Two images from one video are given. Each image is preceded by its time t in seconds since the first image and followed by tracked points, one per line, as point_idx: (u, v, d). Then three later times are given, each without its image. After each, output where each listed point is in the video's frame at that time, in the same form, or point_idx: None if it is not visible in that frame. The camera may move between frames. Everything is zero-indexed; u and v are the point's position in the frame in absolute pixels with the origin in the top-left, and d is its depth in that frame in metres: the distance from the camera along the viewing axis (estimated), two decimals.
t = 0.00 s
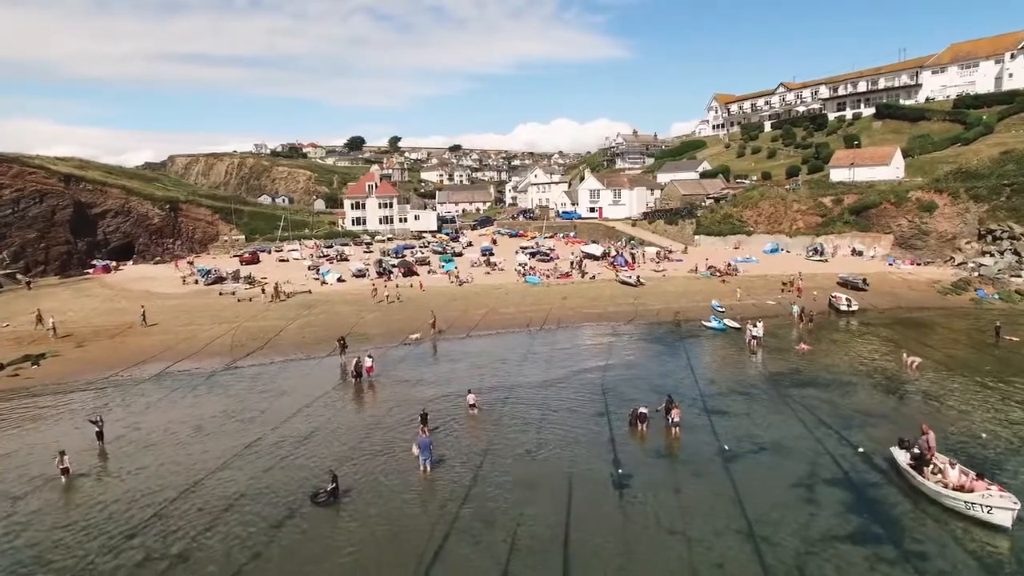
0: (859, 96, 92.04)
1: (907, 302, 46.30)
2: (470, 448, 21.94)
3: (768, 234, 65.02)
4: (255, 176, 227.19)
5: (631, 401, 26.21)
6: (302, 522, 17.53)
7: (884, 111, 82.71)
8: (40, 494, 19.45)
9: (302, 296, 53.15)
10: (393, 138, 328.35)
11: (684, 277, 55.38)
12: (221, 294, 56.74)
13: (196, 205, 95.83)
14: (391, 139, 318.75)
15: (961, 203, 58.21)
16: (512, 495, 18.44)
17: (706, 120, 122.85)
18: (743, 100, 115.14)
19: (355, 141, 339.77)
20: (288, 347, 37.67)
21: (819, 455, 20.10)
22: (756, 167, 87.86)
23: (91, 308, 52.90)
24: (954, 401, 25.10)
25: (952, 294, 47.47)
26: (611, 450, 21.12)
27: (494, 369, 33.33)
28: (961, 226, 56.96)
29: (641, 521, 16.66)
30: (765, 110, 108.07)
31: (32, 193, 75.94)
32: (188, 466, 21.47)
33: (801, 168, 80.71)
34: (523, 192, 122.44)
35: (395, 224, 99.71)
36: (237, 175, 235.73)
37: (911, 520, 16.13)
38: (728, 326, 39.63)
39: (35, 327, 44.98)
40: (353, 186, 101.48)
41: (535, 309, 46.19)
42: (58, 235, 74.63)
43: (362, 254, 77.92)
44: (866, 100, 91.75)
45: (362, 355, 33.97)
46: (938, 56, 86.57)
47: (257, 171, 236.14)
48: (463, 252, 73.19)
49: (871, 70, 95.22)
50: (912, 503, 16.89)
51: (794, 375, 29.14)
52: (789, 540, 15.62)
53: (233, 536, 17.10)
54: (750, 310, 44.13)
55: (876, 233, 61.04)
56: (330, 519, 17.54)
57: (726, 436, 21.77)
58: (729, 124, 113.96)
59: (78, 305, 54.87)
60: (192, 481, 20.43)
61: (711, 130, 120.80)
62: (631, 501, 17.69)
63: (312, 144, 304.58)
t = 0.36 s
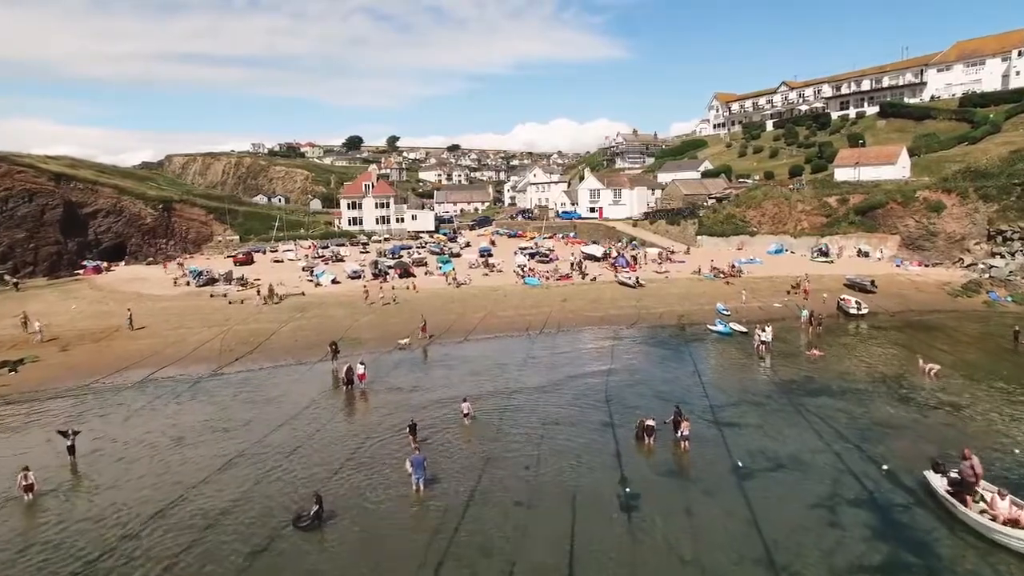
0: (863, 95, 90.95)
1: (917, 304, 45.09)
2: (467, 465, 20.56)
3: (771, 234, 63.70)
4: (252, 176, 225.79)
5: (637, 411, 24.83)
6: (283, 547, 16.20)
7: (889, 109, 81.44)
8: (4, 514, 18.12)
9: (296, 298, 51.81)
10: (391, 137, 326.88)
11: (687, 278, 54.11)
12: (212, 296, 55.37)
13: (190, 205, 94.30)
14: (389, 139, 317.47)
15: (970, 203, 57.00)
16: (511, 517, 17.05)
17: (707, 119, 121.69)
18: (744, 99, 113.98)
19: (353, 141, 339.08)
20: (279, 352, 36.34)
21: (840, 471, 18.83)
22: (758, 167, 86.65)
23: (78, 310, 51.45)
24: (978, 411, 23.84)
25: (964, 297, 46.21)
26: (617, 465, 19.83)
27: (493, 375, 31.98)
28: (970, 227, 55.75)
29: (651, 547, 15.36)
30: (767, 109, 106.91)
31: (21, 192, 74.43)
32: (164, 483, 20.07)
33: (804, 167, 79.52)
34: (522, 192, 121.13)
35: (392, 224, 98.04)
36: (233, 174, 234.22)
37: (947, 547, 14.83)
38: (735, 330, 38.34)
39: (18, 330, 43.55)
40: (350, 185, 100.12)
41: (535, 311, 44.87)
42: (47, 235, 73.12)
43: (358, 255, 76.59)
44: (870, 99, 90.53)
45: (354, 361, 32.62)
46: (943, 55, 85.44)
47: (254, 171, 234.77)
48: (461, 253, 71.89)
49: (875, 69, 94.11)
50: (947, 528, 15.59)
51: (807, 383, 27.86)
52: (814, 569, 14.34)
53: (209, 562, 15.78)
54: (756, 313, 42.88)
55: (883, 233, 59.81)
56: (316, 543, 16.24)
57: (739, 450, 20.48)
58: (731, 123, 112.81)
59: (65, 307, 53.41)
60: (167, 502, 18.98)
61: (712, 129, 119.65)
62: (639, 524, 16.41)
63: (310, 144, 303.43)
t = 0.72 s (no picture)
0: (867, 93, 89.65)
1: (928, 307, 43.75)
2: (461, 484, 19.18)
3: (775, 235, 62.42)
4: (250, 176, 224.53)
5: (642, 424, 23.45)
6: None
7: (895, 108, 80.04)
8: None
9: (289, 300, 50.49)
10: (390, 137, 325.50)
11: (690, 281, 52.80)
12: (203, 298, 53.98)
13: (183, 205, 92.72)
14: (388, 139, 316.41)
15: (979, 203, 55.65)
16: (509, 545, 15.70)
17: (708, 118, 120.42)
18: (746, 97, 112.67)
19: (353, 141, 338.55)
20: (268, 358, 34.93)
21: (864, 491, 17.50)
22: (761, 167, 85.31)
23: (64, 313, 49.95)
24: (1005, 423, 22.45)
25: (976, 300, 44.87)
26: (625, 485, 18.47)
27: (490, 382, 30.59)
28: (980, 227, 54.41)
29: None
30: (770, 108, 105.55)
31: (10, 193, 72.97)
32: (134, 508, 18.67)
33: (808, 167, 78.16)
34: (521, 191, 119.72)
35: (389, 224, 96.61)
36: (231, 174, 232.78)
37: None
38: (742, 335, 36.94)
39: None
40: (347, 185, 98.65)
41: (534, 315, 43.47)
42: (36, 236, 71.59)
43: (354, 256, 75.16)
44: (875, 97, 89.24)
45: (346, 368, 31.21)
46: (949, 52, 84.07)
47: (251, 172, 233.62)
48: (459, 254, 70.57)
49: (879, 67, 92.79)
50: (989, 562, 14.20)
51: (822, 392, 26.46)
52: None
53: None
54: (763, 317, 41.51)
55: (890, 234, 58.46)
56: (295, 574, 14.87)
57: (754, 469, 19.10)
58: (732, 122, 111.56)
59: (52, 310, 51.93)
60: (135, 531, 17.59)
61: (713, 129, 118.36)
62: (651, 553, 15.04)
63: (308, 144, 302.25)
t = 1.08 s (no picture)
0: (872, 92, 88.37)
1: (941, 311, 42.40)
2: (453, 506, 17.82)
3: (780, 236, 61.16)
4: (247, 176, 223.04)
5: (648, 439, 22.02)
6: None
7: (901, 107, 78.66)
8: None
9: (282, 303, 49.08)
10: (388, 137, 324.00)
11: (694, 283, 51.36)
12: (193, 300, 52.49)
13: (177, 204, 91.04)
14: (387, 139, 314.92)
15: (990, 204, 54.31)
16: None
17: (710, 117, 119.10)
18: (748, 96, 111.41)
19: (351, 140, 337.09)
20: (256, 364, 33.55)
21: (892, 517, 16.11)
22: (764, 167, 84.03)
23: (49, 316, 48.48)
24: None
25: (990, 303, 43.49)
26: (631, 508, 17.10)
27: (487, 388, 29.20)
28: (991, 228, 53.06)
29: None
30: (772, 107, 104.25)
31: None
32: (99, 534, 17.23)
33: (812, 167, 76.91)
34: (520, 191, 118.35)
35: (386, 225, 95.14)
36: (228, 173, 231.23)
37: None
38: (749, 341, 35.58)
39: None
40: (343, 185, 97.19)
41: (533, 318, 42.11)
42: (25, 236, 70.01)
43: (350, 257, 73.74)
44: (879, 96, 88.14)
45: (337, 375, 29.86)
46: (956, 50, 82.72)
47: (249, 172, 232.27)
48: (456, 255, 69.12)
49: (884, 65, 91.47)
50: None
51: (837, 402, 25.06)
52: None
53: None
54: (770, 322, 40.20)
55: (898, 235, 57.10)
56: None
57: (770, 490, 17.74)
58: (734, 122, 110.28)
59: (37, 312, 50.43)
60: (98, 559, 16.24)
61: (715, 128, 117.08)
62: None
63: (307, 144, 300.81)
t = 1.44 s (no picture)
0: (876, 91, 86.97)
1: (953, 314, 40.98)
2: (444, 532, 16.37)
3: (784, 237, 59.96)
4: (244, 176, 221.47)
5: (655, 454, 20.60)
6: None
7: (906, 106, 77.26)
8: None
9: (274, 306, 47.60)
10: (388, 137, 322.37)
11: (698, 286, 49.96)
12: (182, 303, 50.90)
13: (170, 204, 88.96)
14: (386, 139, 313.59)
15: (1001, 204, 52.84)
16: None
17: (711, 117, 117.76)
18: (750, 95, 110.05)
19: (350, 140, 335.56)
20: (243, 371, 32.08)
21: (925, 547, 14.66)
22: (767, 167, 82.82)
23: (32, 319, 46.93)
24: None
25: (1004, 307, 42.08)
26: (639, 535, 15.68)
27: (483, 396, 27.75)
28: (1002, 229, 51.62)
29: None
30: (775, 106, 102.82)
31: None
32: (54, 562, 15.76)
33: (816, 168, 75.71)
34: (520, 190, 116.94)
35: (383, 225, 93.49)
36: (225, 174, 229.63)
37: None
38: (757, 346, 34.22)
39: None
40: (340, 184, 95.76)
41: (532, 322, 40.64)
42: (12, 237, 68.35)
43: (346, 258, 72.37)
44: (884, 95, 86.81)
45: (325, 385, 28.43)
46: (963, 47, 81.29)
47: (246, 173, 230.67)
48: (454, 255, 67.81)
49: (889, 63, 90.06)
50: None
51: (854, 414, 23.69)
52: None
53: None
54: (778, 327, 38.83)
55: (906, 236, 55.70)
56: None
57: (790, 514, 16.31)
58: (736, 121, 109.06)
59: (20, 315, 48.87)
60: None
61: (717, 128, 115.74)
62: None
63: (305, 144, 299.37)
